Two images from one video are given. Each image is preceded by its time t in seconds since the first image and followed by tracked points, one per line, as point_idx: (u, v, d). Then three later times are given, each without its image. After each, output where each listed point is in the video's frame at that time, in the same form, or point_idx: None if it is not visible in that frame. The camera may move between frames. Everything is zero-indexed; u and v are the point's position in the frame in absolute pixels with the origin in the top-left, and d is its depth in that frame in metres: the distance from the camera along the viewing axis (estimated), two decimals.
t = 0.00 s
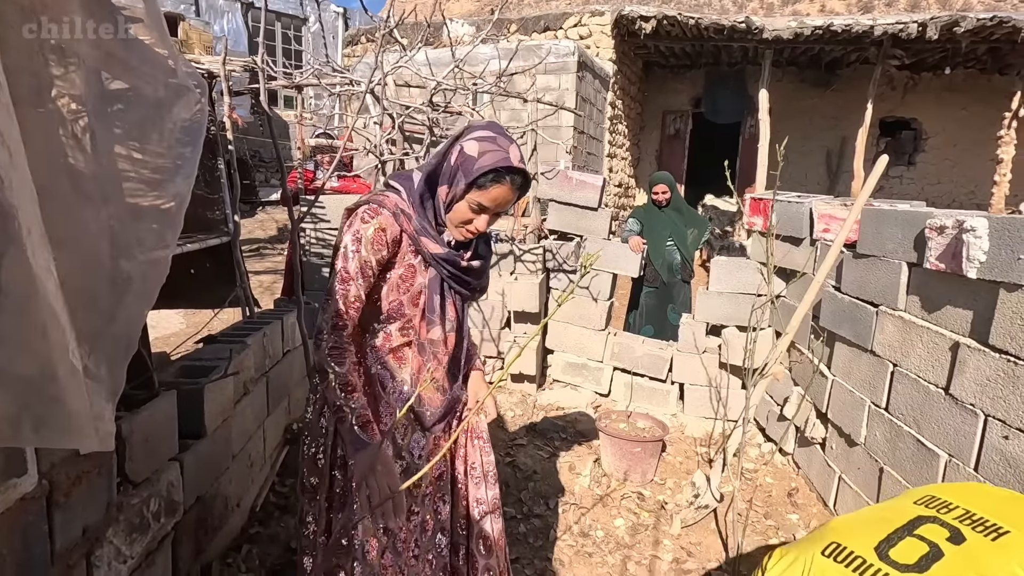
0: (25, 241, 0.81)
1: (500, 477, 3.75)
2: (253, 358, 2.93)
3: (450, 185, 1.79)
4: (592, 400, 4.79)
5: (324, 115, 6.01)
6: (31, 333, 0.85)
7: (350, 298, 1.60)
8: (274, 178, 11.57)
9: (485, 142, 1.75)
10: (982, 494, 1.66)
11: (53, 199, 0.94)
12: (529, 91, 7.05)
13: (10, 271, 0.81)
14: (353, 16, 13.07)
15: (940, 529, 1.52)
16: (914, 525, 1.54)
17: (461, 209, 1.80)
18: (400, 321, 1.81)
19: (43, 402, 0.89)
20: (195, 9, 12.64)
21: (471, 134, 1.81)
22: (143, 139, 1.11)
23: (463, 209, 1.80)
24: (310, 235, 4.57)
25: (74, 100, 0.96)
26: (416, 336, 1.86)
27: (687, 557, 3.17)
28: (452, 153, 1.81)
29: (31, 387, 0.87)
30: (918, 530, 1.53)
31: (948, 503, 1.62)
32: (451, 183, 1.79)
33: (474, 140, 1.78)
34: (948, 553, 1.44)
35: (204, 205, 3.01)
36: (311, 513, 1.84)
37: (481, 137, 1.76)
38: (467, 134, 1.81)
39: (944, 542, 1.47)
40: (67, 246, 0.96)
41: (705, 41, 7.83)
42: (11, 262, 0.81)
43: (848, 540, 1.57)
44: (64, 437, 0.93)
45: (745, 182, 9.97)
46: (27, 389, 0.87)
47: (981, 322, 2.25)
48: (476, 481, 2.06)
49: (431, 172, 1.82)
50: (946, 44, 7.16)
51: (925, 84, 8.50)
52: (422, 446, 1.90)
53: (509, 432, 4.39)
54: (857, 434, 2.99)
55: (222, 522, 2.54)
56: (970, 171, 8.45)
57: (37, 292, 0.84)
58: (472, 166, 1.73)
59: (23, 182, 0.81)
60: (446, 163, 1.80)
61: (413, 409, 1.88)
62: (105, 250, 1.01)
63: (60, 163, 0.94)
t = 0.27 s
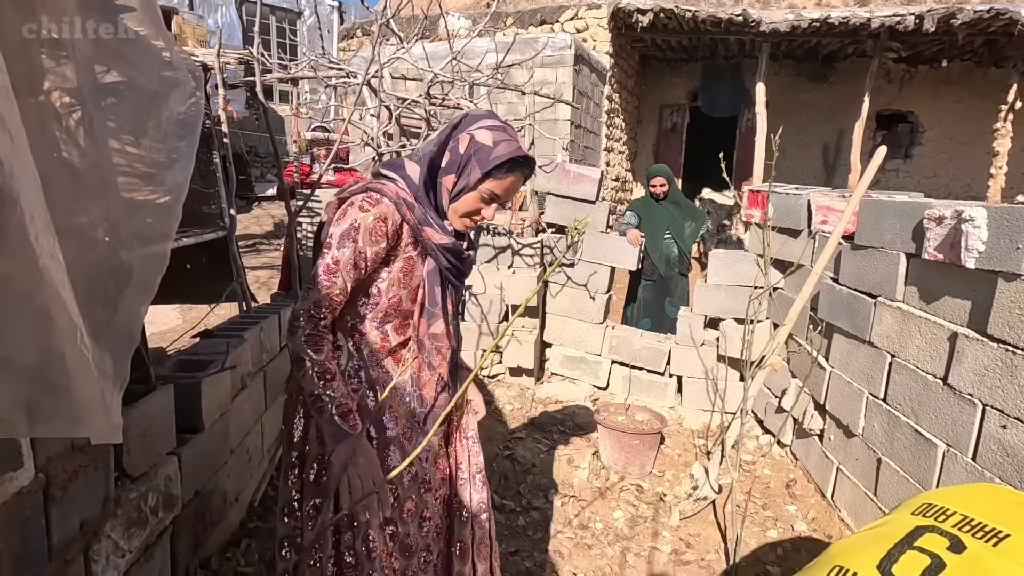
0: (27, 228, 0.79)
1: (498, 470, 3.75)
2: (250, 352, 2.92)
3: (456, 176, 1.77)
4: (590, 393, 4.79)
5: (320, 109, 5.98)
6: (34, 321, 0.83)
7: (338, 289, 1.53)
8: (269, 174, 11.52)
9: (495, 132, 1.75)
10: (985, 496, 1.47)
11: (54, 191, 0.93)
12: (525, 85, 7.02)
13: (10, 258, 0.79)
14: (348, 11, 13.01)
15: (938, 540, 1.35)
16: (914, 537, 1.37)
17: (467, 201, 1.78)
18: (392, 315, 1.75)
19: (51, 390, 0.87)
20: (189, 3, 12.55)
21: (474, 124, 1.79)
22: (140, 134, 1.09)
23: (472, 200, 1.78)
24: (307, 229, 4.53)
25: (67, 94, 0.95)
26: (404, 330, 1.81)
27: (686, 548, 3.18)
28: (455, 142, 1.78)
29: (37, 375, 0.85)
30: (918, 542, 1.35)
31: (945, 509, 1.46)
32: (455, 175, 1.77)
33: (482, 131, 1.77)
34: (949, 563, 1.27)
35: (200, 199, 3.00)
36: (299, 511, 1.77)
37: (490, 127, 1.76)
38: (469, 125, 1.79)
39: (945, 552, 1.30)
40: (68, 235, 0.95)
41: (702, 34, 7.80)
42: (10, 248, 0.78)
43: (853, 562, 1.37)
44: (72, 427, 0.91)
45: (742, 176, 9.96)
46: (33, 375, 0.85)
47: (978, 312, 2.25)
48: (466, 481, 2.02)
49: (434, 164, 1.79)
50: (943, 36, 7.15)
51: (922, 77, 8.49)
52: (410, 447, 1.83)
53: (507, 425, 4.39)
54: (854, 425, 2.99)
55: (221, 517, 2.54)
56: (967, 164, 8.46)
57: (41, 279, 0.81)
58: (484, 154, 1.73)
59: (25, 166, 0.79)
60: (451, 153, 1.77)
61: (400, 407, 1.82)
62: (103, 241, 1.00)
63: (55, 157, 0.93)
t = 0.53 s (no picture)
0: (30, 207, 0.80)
1: (497, 459, 3.77)
2: (249, 342, 2.92)
3: (479, 179, 1.80)
4: (589, 383, 4.80)
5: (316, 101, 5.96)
6: (37, 302, 0.84)
7: (358, 271, 1.52)
8: (266, 167, 11.47)
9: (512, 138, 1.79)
10: (971, 467, 1.49)
11: (55, 181, 0.94)
12: (523, 76, 7.01)
13: (14, 240, 0.79)
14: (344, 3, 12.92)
15: (914, 505, 1.40)
16: (890, 506, 1.44)
17: (486, 200, 1.82)
18: (400, 310, 1.75)
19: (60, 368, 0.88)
20: None
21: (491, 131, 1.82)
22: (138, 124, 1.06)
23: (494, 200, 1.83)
24: (304, 221, 4.50)
25: (61, 85, 0.94)
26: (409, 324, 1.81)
27: (683, 535, 3.20)
28: (476, 146, 1.81)
29: (46, 352, 0.86)
30: (893, 511, 1.42)
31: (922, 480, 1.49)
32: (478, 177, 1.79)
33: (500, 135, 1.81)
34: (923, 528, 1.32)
35: (197, 190, 3.00)
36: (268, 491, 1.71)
37: (506, 133, 1.80)
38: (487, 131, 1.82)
39: (918, 518, 1.36)
40: (73, 221, 0.95)
41: (699, 25, 7.78)
42: (13, 229, 0.79)
43: (839, 538, 1.44)
44: (81, 405, 0.92)
45: (739, 168, 9.96)
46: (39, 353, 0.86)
47: (974, 297, 2.26)
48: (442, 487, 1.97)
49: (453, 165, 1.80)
50: (940, 27, 7.14)
51: (919, 68, 8.48)
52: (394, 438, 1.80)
53: (505, 415, 4.41)
54: (851, 412, 3.01)
55: (221, 505, 2.55)
56: (964, 156, 8.46)
57: (45, 257, 0.82)
58: (505, 158, 1.76)
59: (29, 147, 0.79)
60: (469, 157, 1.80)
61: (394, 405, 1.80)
62: (105, 230, 0.99)
63: (51, 148, 0.93)
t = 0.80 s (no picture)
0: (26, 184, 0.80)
1: (495, 446, 3.79)
2: (248, 331, 2.93)
3: (520, 220, 1.83)
4: (587, 372, 4.82)
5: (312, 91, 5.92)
6: (33, 278, 0.84)
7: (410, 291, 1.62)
8: (262, 160, 11.40)
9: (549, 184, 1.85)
10: (973, 435, 1.63)
11: (54, 166, 0.99)
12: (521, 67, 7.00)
13: (12, 219, 0.80)
14: None
15: (901, 457, 1.55)
16: (879, 459, 1.57)
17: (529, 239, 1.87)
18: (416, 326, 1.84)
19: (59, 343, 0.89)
20: None
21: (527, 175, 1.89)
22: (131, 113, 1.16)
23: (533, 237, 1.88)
24: (301, 211, 4.46)
25: (55, 74, 0.99)
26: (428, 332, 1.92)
27: (681, 520, 3.23)
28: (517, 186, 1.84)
29: (43, 328, 0.87)
30: (881, 462, 1.54)
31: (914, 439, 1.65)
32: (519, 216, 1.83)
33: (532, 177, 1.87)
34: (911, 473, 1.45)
35: (192, 179, 3.00)
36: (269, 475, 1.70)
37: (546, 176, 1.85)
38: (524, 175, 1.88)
39: (904, 466, 1.49)
40: (70, 203, 1.01)
41: (697, 15, 7.73)
42: (10, 208, 0.79)
43: (825, 485, 1.53)
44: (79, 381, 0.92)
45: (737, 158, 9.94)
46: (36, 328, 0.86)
47: (969, 281, 2.27)
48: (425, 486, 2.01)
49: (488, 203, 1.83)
50: (939, 16, 7.11)
51: (918, 58, 8.44)
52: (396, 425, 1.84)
53: (504, 404, 4.42)
54: (847, 398, 3.03)
55: (221, 492, 2.56)
56: (961, 145, 8.46)
57: (44, 235, 0.83)
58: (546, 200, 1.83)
59: (24, 123, 0.80)
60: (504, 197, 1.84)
61: (410, 408, 1.91)
62: (101, 213, 1.05)
63: (47, 137, 0.97)
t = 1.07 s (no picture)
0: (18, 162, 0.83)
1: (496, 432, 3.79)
2: (247, 318, 2.92)
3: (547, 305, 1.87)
4: (587, 359, 4.82)
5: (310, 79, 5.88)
6: (29, 256, 0.87)
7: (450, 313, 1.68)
8: (260, 151, 11.33)
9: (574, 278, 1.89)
10: (970, 421, 1.63)
11: (47, 151, 0.98)
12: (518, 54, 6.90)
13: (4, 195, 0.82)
14: None
15: (898, 442, 1.54)
16: (875, 442, 1.57)
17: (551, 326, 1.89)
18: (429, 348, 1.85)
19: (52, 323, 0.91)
20: None
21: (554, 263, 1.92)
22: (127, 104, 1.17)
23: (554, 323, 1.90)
24: (300, 198, 4.42)
25: (49, 60, 0.99)
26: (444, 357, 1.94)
27: (681, 503, 3.24)
28: (550, 273, 1.87)
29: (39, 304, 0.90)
30: (877, 447, 1.54)
31: (918, 424, 1.64)
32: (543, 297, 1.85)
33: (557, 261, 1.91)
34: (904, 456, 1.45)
35: (190, 167, 2.99)
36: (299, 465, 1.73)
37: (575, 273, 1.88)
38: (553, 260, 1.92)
39: (898, 451, 1.49)
40: (64, 187, 1.00)
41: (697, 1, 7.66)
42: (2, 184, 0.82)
43: (822, 466, 1.54)
44: (73, 359, 0.95)
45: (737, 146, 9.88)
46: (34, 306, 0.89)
47: (971, 262, 2.26)
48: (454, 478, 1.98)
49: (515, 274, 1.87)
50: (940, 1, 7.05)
51: (919, 44, 8.38)
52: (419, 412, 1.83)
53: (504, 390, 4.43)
54: (847, 381, 3.03)
55: (222, 478, 2.57)
56: (962, 131, 8.39)
57: (36, 211, 0.86)
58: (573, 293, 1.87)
59: (17, 104, 0.82)
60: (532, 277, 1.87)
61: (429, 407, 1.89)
62: (95, 196, 1.05)
63: (44, 125, 0.98)
